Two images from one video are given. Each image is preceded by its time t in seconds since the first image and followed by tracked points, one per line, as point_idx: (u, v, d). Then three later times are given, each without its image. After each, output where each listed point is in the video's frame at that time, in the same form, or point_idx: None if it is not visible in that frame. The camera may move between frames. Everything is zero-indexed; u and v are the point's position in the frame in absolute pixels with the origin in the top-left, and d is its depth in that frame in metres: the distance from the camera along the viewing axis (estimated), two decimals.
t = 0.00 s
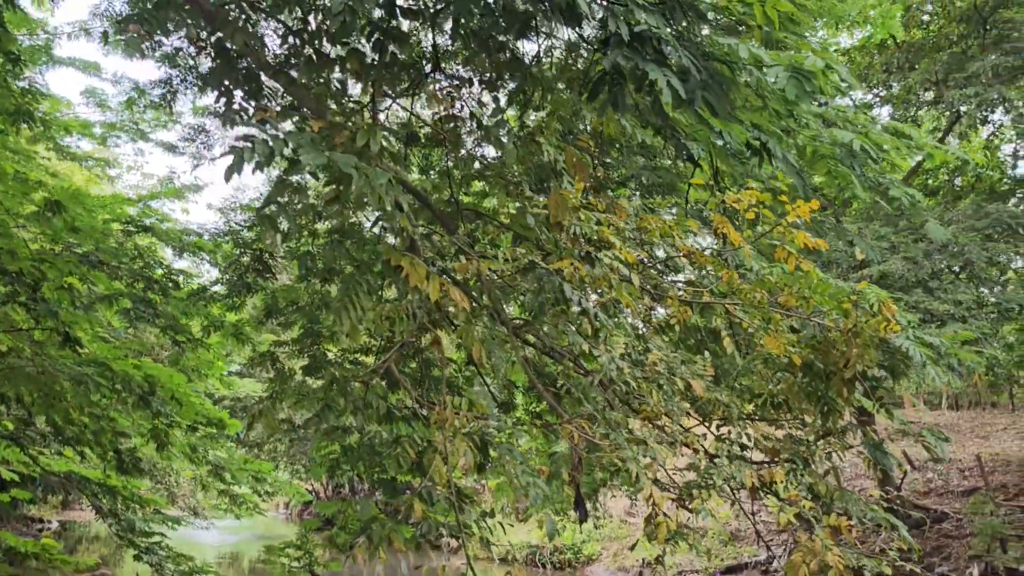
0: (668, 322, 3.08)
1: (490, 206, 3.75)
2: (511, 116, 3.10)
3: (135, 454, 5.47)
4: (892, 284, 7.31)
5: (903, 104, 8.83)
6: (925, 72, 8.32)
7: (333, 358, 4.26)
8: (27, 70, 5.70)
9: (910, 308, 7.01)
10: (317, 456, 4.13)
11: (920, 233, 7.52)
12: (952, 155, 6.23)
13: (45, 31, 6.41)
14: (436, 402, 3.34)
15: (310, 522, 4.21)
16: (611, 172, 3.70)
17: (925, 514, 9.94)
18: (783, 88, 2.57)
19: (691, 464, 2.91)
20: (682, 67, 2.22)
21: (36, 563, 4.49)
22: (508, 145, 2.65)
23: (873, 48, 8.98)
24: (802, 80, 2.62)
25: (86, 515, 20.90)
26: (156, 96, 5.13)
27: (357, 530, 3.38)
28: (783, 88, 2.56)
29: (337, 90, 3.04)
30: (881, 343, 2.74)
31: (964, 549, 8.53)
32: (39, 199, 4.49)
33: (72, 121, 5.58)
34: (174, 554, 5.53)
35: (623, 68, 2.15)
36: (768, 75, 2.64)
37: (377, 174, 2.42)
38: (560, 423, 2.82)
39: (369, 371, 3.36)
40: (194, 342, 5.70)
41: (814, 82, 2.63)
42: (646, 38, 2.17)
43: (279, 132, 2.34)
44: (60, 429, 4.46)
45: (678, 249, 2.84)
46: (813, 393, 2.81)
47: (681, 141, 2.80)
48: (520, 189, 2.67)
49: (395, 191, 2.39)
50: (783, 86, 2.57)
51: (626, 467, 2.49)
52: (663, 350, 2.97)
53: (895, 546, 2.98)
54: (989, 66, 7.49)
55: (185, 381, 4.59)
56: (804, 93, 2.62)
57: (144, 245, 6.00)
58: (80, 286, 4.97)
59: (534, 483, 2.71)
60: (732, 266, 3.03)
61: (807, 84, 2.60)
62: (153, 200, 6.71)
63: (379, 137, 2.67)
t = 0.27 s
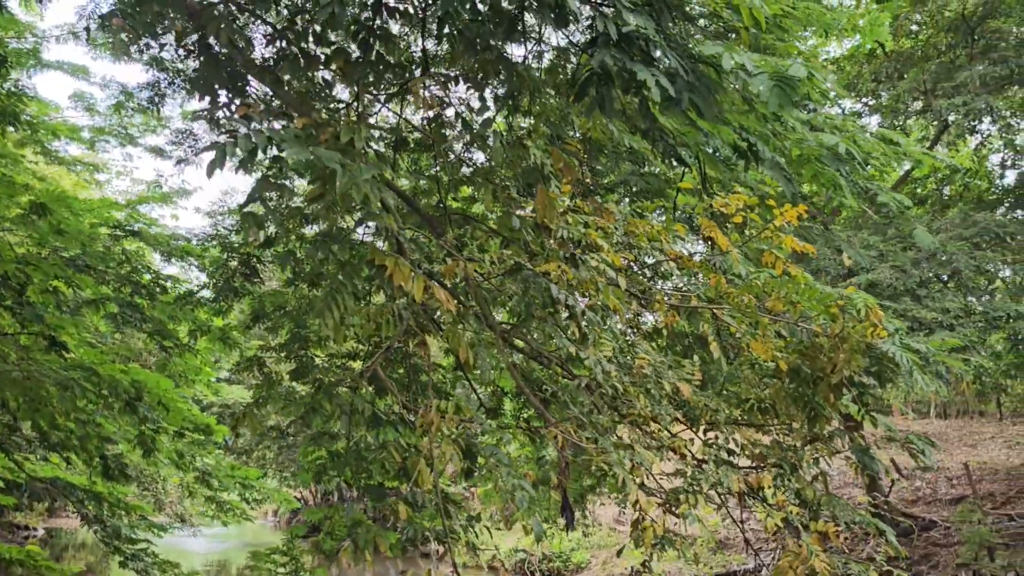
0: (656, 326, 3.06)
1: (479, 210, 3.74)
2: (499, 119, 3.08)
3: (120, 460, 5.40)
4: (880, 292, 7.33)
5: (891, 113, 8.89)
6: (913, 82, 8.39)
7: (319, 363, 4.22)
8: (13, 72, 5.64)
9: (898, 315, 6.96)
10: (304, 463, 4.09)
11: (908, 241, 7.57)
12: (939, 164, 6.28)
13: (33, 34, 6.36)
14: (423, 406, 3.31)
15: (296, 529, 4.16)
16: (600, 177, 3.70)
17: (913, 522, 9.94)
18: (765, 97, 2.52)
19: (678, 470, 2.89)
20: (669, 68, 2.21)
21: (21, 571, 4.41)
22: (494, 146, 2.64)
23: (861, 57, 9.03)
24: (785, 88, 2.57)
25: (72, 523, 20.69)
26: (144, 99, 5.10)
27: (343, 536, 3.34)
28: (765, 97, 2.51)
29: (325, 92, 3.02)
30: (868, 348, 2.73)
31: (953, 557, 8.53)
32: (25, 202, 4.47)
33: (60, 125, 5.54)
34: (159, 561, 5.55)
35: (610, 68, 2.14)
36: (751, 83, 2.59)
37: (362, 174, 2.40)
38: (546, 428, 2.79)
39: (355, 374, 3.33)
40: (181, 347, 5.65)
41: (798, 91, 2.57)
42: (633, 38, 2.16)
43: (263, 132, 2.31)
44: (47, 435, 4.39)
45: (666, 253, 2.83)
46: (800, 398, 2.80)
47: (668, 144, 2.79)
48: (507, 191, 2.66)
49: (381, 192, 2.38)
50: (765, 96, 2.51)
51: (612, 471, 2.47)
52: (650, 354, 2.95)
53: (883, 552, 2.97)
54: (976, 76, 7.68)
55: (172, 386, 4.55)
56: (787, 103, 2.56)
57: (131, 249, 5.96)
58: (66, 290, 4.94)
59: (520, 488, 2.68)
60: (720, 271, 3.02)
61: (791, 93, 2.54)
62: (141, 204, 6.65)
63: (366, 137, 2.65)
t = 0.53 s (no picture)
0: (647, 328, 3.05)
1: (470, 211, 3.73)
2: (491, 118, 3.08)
3: (109, 462, 5.35)
4: (872, 298, 7.35)
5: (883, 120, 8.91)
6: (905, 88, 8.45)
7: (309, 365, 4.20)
8: (4, 71, 5.62)
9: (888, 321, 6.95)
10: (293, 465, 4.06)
11: (899, 247, 7.59)
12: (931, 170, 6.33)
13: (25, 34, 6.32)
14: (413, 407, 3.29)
15: (285, 532, 4.12)
16: (593, 179, 3.70)
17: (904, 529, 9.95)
18: (759, 98, 2.53)
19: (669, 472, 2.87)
20: (660, 67, 2.21)
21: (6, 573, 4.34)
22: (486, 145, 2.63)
23: (854, 64, 9.27)
24: (778, 90, 2.58)
25: (59, 526, 20.52)
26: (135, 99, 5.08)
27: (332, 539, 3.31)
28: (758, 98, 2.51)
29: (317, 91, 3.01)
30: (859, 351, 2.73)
31: (943, 563, 8.53)
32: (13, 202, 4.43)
33: (51, 125, 5.51)
34: (146, 564, 5.46)
35: (601, 67, 2.14)
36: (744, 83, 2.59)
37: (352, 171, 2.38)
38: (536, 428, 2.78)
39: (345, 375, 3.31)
40: (171, 348, 5.61)
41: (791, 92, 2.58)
42: (625, 37, 2.16)
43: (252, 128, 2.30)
44: (34, 436, 4.34)
45: (657, 254, 2.82)
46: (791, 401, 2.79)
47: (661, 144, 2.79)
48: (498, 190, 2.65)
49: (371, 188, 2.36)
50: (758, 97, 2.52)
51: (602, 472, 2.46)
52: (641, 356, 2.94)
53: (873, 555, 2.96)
54: (968, 83, 7.61)
55: (162, 388, 4.51)
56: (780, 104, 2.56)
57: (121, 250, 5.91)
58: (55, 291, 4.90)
59: (510, 489, 2.66)
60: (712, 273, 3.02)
61: (784, 95, 2.55)
62: (132, 206, 6.62)
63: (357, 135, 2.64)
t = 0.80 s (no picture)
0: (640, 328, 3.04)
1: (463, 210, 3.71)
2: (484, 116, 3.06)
3: (97, 462, 5.30)
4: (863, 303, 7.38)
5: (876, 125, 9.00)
6: (897, 94, 8.52)
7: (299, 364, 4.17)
8: None
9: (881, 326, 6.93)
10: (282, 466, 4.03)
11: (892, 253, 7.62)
12: (923, 175, 6.36)
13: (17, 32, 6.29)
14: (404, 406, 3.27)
15: (273, 533, 4.08)
16: (586, 180, 3.70)
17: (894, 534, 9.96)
18: (754, 93, 2.51)
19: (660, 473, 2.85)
20: (654, 62, 2.20)
21: None
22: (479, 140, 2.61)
23: (847, 69, 9.36)
24: (774, 86, 2.56)
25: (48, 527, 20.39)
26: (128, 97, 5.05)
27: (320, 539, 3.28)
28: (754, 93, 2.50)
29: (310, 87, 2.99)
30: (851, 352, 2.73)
31: (932, 568, 8.54)
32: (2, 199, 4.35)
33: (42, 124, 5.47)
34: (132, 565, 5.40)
35: (595, 60, 2.13)
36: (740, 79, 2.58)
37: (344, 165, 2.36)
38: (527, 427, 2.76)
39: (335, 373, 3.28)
40: (161, 347, 5.58)
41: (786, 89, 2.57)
42: (619, 31, 2.15)
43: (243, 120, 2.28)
44: (22, 437, 4.29)
45: (650, 253, 2.81)
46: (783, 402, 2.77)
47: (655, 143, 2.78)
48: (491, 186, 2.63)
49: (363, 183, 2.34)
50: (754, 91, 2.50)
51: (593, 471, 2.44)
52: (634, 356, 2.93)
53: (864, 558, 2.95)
54: (960, 89, 7.73)
55: (152, 388, 4.47)
56: (776, 99, 2.55)
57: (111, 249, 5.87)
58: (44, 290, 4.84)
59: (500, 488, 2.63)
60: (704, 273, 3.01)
61: (780, 91, 2.54)
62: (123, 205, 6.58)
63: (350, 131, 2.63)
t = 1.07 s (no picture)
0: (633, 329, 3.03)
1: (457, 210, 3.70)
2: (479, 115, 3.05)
3: (84, 464, 5.25)
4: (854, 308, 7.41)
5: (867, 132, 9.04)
6: (888, 101, 8.57)
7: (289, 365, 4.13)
8: None
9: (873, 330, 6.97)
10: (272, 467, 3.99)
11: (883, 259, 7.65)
12: (913, 181, 6.39)
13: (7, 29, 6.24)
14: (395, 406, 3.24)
15: (261, 534, 4.04)
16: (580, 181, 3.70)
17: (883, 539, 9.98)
18: (752, 93, 2.52)
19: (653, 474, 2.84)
20: (652, 59, 2.19)
21: None
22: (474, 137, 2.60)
23: (839, 76, 9.44)
24: (772, 87, 2.57)
25: (34, 530, 20.20)
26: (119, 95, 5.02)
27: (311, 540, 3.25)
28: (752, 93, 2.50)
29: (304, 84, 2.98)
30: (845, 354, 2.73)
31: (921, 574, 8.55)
32: None
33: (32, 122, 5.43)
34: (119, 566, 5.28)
35: (591, 56, 2.12)
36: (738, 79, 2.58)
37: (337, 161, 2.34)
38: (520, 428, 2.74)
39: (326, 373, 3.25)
40: (150, 348, 5.53)
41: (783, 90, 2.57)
42: (616, 27, 2.14)
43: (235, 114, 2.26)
44: (8, 437, 4.25)
45: (644, 253, 2.81)
46: (777, 404, 2.77)
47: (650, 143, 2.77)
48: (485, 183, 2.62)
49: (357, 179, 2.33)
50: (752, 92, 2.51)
51: (586, 470, 2.42)
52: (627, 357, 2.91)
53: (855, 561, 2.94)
54: (951, 95, 7.76)
55: (140, 389, 4.44)
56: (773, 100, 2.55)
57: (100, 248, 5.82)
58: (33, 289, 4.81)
59: (492, 487, 2.61)
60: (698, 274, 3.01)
61: (777, 91, 2.55)
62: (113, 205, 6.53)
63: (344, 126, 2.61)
